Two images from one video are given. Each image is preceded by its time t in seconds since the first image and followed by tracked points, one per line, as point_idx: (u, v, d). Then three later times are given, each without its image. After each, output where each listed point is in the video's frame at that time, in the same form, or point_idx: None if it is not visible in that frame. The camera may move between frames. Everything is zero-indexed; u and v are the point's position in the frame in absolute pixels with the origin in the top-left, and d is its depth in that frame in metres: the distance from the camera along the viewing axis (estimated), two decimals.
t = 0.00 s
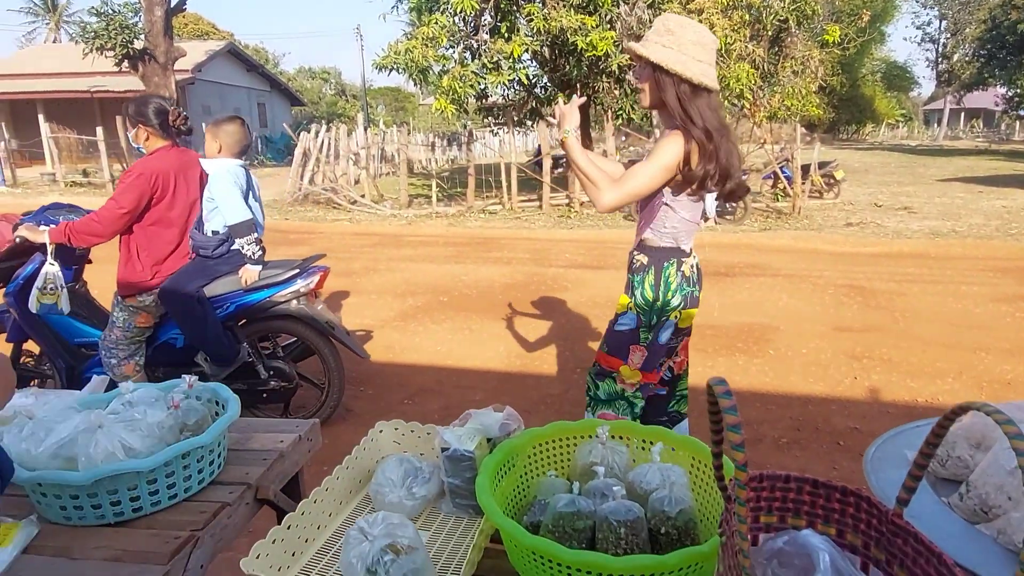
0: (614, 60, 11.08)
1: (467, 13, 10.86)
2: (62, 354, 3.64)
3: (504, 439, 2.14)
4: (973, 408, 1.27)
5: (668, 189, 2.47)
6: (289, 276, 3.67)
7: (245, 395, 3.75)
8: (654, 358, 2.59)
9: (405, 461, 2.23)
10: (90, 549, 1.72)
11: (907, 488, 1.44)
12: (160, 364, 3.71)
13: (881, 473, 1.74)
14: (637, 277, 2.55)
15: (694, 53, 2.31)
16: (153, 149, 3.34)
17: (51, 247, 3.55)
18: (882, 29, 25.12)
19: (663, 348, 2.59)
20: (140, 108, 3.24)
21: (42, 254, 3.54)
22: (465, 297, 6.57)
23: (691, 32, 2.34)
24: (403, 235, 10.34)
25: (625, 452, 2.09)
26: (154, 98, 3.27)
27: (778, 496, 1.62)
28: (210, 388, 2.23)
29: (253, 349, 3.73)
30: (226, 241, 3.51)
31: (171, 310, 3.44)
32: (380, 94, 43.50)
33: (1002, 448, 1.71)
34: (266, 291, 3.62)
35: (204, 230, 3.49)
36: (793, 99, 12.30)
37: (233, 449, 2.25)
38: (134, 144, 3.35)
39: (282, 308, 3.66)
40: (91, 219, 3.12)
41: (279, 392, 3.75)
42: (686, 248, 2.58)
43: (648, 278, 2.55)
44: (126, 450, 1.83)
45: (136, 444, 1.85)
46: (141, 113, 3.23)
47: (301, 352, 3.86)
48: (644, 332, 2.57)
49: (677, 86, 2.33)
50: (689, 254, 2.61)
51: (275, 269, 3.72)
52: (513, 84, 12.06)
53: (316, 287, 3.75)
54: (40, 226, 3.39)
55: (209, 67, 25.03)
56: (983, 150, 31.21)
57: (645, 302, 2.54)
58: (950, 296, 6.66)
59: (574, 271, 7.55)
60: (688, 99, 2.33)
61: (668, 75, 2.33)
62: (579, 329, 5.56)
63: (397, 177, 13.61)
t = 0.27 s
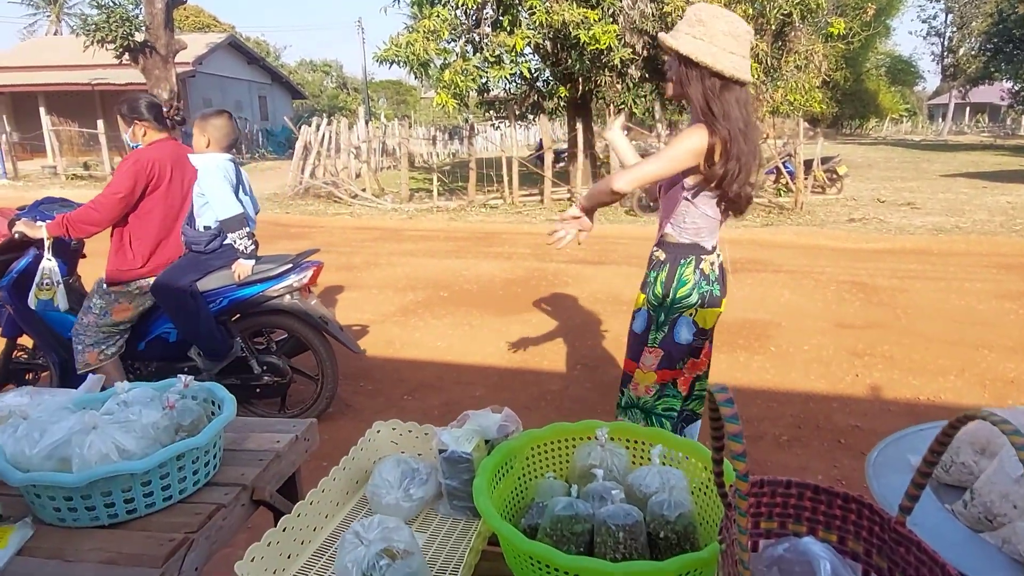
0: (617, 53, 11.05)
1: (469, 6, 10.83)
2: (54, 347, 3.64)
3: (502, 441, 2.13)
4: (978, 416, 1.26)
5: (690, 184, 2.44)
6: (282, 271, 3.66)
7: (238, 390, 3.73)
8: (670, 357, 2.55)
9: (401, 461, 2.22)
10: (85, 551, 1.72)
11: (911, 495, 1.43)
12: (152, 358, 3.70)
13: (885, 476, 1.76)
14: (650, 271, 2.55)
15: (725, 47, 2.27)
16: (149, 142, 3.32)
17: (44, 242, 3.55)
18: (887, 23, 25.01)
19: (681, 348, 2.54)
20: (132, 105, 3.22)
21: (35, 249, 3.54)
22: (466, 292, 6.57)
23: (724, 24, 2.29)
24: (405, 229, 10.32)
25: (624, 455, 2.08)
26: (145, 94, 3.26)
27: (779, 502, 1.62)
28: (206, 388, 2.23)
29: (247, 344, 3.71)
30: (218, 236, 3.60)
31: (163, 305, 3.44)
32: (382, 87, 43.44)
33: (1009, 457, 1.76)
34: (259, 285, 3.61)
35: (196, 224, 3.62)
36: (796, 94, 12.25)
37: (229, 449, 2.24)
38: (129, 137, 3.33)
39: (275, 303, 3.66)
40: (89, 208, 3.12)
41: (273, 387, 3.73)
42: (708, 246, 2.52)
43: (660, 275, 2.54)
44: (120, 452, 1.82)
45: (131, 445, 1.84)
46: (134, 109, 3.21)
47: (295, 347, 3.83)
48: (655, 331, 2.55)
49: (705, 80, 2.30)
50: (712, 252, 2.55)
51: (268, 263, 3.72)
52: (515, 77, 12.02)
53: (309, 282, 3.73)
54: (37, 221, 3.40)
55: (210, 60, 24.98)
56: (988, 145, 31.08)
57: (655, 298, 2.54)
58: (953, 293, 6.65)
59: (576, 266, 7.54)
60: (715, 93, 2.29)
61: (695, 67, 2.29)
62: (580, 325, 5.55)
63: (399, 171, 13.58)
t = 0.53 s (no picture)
0: (619, 56, 11.03)
1: (472, 8, 10.82)
2: (52, 349, 3.58)
3: (501, 456, 2.15)
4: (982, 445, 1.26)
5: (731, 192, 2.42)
6: (281, 273, 3.64)
7: (235, 393, 3.69)
8: (709, 370, 2.48)
9: (400, 475, 2.23)
10: (79, 567, 1.71)
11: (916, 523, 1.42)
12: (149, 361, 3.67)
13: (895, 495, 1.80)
14: (683, 276, 2.51)
15: (772, 54, 2.25)
16: (148, 145, 3.43)
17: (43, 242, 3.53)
18: (890, 28, 25.00)
19: (717, 358, 2.47)
20: (126, 110, 3.33)
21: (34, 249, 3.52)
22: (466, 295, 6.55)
23: (773, 31, 2.27)
24: (405, 230, 10.30)
25: (625, 472, 2.08)
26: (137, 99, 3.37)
27: (782, 525, 1.65)
28: (203, 399, 2.22)
29: (244, 347, 3.70)
30: (216, 238, 3.57)
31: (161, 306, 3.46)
32: (384, 87, 43.46)
33: (1018, 487, 1.83)
34: (258, 288, 3.60)
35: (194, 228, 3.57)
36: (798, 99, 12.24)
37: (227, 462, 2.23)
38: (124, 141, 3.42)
39: (274, 305, 3.64)
40: (96, 212, 3.26)
41: (271, 390, 3.71)
42: (742, 254, 2.49)
43: (694, 279, 2.49)
44: (116, 466, 1.81)
45: (127, 460, 1.83)
46: (129, 113, 3.32)
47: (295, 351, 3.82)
48: (694, 342, 2.52)
49: (751, 89, 2.28)
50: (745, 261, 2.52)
51: (267, 266, 3.71)
52: (517, 79, 12.01)
53: (309, 285, 3.72)
54: (44, 226, 3.36)
55: (212, 58, 24.96)
56: (990, 151, 31.04)
57: (692, 306, 2.50)
58: (954, 300, 6.63)
59: (576, 270, 7.53)
60: (761, 102, 2.28)
61: (741, 74, 2.28)
62: (580, 330, 5.54)
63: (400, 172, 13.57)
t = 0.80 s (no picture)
0: (621, 60, 11.01)
1: (474, 10, 10.81)
2: (55, 350, 3.60)
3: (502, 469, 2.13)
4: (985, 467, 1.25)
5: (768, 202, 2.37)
6: (285, 276, 3.64)
7: (238, 397, 3.68)
8: (729, 382, 2.50)
9: (399, 488, 2.22)
10: None
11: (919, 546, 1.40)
12: (153, 363, 3.68)
13: (898, 518, 1.84)
14: (711, 285, 2.47)
15: (813, 63, 2.22)
16: (141, 149, 3.41)
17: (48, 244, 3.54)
18: (892, 33, 25.01)
19: (740, 371, 2.48)
20: (112, 116, 3.29)
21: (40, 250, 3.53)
22: (467, 299, 6.55)
23: (812, 38, 2.23)
24: (405, 232, 10.30)
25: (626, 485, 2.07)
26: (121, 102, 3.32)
27: (786, 544, 1.64)
28: (203, 409, 2.22)
29: (248, 350, 3.69)
30: (222, 242, 3.55)
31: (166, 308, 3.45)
32: (386, 88, 43.51)
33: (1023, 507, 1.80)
34: (263, 291, 3.59)
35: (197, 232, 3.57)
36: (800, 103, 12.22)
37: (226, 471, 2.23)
38: (115, 148, 3.41)
39: (278, 308, 3.63)
40: (104, 222, 3.27)
41: (273, 393, 3.69)
42: (770, 265, 2.46)
43: (723, 288, 2.46)
44: (114, 478, 1.81)
45: (124, 472, 1.83)
46: (116, 119, 3.28)
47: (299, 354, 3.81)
48: (716, 352, 2.51)
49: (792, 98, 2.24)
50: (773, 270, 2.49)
51: (271, 269, 3.70)
52: (519, 82, 12.00)
53: (313, 288, 3.71)
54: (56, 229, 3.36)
55: (215, 58, 24.96)
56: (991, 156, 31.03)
57: (717, 315, 2.47)
58: (956, 307, 6.62)
59: (577, 274, 7.52)
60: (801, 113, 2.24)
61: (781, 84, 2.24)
62: (581, 335, 5.54)
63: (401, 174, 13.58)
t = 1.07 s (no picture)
0: (622, 63, 11.02)
1: (475, 13, 10.83)
2: (60, 351, 3.61)
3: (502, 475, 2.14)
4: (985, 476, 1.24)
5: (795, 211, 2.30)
6: (289, 277, 3.60)
7: (241, 398, 3.68)
8: (766, 395, 2.35)
9: (400, 493, 2.22)
10: None
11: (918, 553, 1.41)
12: (156, 364, 3.67)
13: (895, 523, 1.84)
14: (750, 304, 2.35)
15: (843, 67, 2.14)
16: (147, 150, 3.42)
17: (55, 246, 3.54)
18: (893, 37, 25.03)
19: (782, 388, 2.34)
20: (118, 116, 3.29)
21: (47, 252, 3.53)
22: (468, 302, 6.55)
23: (843, 45, 2.16)
24: (406, 235, 10.30)
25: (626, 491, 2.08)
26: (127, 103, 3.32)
27: (784, 550, 1.67)
28: (203, 413, 2.21)
29: (252, 351, 3.70)
30: (227, 242, 3.58)
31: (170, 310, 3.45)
32: (386, 90, 43.57)
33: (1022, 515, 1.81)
34: (268, 292, 3.57)
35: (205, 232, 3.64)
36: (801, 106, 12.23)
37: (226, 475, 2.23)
38: (122, 149, 3.42)
39: (282, 310, 3.60)
40: (111, 223, 3.27)
41: (277, 396, 3.69)
42: (814, 279, 2.33)
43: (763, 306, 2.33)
44: (114, 483, 1.81)
45: (125, 476, 1.83)
46: (122, 120, 3.28)
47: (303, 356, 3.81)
48: (751, 366, 2.34)
49: (822, 104, 2.16)
50: (820, 285, 2.36)
51: (275, 271, 3.66)
52: (519, 85, 12.01)
53: (317, 290, 3.67)
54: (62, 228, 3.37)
55: (216, 60, 24.99)
56: (992, 160, 31.03)
57: (755, 332, 2.32)
58: (956, 311, 6.62)
59: (578, 277, 7.52)
60: (832, 118, 2.16)
61: (810, 90, 2.17)
62: (582, 338, 5.54)
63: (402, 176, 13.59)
